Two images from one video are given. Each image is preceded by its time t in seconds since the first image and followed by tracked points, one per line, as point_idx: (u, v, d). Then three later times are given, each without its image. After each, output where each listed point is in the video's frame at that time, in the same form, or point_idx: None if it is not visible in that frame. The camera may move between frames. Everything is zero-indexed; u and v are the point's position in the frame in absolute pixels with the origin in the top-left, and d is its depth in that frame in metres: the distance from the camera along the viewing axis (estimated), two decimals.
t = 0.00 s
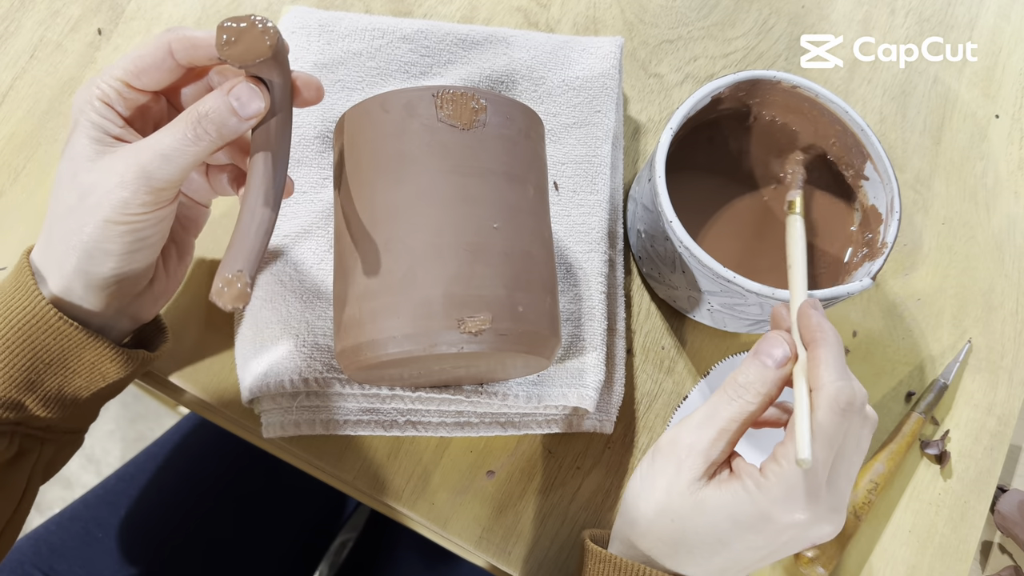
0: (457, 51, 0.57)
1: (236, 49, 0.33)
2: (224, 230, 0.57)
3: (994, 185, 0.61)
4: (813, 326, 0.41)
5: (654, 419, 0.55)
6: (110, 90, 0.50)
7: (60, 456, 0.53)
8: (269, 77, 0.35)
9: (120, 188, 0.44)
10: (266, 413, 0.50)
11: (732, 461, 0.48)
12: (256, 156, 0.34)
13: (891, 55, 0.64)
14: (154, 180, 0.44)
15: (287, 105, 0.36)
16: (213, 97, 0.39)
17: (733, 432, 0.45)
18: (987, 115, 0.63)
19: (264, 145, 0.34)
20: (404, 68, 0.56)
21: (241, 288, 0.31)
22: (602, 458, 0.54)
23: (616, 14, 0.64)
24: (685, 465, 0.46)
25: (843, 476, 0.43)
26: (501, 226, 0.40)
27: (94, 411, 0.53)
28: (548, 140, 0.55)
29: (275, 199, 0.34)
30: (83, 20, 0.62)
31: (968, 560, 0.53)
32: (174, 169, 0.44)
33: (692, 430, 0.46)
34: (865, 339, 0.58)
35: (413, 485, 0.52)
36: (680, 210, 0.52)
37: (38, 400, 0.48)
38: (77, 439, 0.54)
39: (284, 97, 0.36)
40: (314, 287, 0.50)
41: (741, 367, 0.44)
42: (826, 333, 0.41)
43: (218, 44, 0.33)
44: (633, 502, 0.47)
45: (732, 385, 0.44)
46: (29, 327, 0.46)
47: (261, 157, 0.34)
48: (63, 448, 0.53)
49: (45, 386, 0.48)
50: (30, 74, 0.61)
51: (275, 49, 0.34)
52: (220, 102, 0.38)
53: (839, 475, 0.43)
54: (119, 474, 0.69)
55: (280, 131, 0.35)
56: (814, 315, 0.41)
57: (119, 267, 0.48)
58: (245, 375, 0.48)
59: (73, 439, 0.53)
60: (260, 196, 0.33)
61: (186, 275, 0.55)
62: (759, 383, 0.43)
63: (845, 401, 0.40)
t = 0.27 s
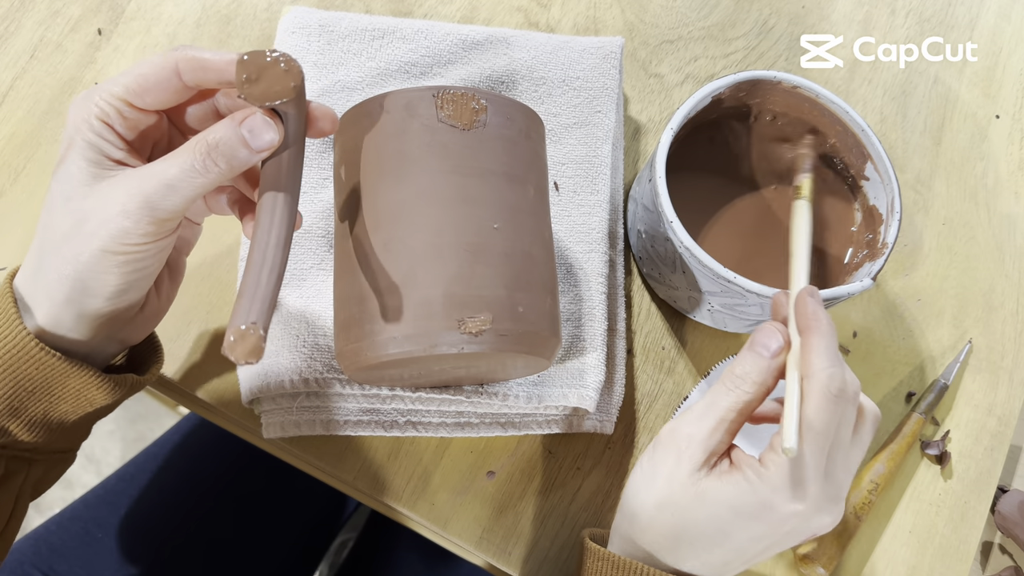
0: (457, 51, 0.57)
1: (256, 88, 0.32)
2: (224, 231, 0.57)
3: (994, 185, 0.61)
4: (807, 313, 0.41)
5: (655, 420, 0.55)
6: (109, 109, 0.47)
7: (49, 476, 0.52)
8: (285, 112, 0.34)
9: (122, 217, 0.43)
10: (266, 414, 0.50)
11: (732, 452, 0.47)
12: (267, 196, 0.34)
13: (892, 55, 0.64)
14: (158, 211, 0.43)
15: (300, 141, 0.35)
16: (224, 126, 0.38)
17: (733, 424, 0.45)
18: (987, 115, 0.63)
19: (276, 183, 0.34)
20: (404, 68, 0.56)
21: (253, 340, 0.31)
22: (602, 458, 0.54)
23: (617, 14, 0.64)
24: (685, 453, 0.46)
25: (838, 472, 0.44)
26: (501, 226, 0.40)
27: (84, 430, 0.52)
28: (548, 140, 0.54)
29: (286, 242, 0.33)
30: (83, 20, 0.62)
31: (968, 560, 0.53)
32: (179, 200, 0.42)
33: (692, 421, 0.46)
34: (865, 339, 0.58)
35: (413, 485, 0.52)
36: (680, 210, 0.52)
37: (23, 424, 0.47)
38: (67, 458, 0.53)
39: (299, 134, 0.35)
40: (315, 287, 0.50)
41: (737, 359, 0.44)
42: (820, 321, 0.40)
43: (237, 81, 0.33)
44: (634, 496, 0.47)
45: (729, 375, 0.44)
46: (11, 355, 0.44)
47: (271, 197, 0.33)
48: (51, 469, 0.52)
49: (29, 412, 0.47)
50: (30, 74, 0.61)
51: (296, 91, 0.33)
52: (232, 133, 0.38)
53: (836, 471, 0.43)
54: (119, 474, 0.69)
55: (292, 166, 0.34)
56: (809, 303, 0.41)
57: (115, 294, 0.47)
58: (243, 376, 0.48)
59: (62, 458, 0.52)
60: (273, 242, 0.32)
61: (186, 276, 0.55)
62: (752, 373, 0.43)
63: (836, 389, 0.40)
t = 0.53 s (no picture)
0: (457, 51, 0.57)
1: (265, 101, 0.33)
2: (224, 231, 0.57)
3: (994, 185, 0.61)
4: (816, 314, 0.40)
5: (655, 420, 0.55)
6: (109, 118, 0.46)
7: (44, 487, 0.52)
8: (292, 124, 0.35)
9: (121, 232, 0.42)
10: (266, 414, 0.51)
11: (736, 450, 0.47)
12: (271, 212, 0.34)
13: (892, 55, 0.64)
14: (157, 225, 0.42)
15: (307, 156, 0.36)
16: (228, 139, 0.38)
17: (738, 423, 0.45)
18: (987, 115, 0.63)
19: (280, 198, 0.34)
20: (404, 68, 0.56)
21: (256, 363, 0.31)
22: (602, 459, 0.54)
23: (617, 14, 0.64)
24: (689, 449, 0.45)
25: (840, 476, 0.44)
26: (501, 227, 0.40)
27: (79, 445, 0.51)
28: (548, 140, 0.54)
29: (291, 259, 0.33)
30: (83, 20, 0.62)
31: (968, 561, 0.53)
32: (180, 214, 0.41)
33: (698, 420, 0.45)
34: (865, 339, 0.58)
35: (413, 485, 0.52)
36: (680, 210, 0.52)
37: (15, 442, 0.46)
38: (63, 470, 0.52)
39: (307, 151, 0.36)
40: (316, 287, 0.50)
41: (745, 359, 0.44)
42: (829, 323, 0.40)
43: (247, 95, 0.34)
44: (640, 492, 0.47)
45: (736, 374, 0.44)
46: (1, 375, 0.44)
47: (276, 212, 0.34)
48: (46, 481, 0.51)
49: (21, 429, 0.46)
50: (30, 74, 0.61)
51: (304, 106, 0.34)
52: (235, 146, 0.37)
53: (839, 477, 0.44)
54: (119, 474, 0.69)
55: (297, 180, 0.35)
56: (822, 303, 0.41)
57: (112, 310, 0.46)
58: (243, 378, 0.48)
59: (57, 471, 0.52)
60: (276, 258, 0.33)
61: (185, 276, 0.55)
62: (759, 373, 0.43)
63: (839, 389, 0.40)
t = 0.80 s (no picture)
0: (457, 51, 0.57)
1: (286, 111, 0.34)
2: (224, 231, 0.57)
3: (994, 185, 0.61)
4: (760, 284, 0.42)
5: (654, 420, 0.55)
6: (120, 121, 0.45)
7: (50, 491, 0.52)
8: (309, 134, 0.35)
9: (133, 240, 0.41)
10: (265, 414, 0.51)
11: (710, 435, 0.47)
12: (286, 224, 0.33)
13: (891, 55, 0.64)
14: (169, 233, 0.41)
15: (323, 165, 0.36)
16: (244, 146, 0.37)
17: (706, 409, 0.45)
18: (987, 115, 0.63)
19: (296, 208, 0.33)
20: (404, 68, 0.56)
21: (271, 381, 0.29)
22: (602, 458, 0.54)
23: (616, 14, 0.64)
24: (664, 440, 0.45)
25: (818, 447, 0.43)
26: (501, 226, 0.40)
27: (84, 449, 0.51)
28: (548, 140, 0.54)
29: (305, 273, 0.32)
30: (83, 20, 0.62)
31: (968, 560, 0.53)
32: (192, 223, 0.41)
33: (665, 408, 0.45)
34: (864, 339, 0.58)
35: (412, 485, 0.52)
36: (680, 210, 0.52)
37: (20, 449, 0.47)
38: (68, 475, 0.52)
39: (324, 162, 0.36)
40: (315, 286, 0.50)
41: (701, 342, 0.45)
42: (774, 292, 0.41)
43: (267, 105, 0.34)
44: (621, 489, 0.47)
45: (694, 357, 0.45)
46: (2, 383, 0.44)
47: (292, 225, 0.33)
48: (51, 486, 0.52)
49: (25, 436, 0.46)
50: (30, 74, 0.61)
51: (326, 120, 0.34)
52: (252, 154, 0.37)
53: (817, 449, 0.43)
54: (119, 474, 0.69)
55: (313, 190, 0.34)
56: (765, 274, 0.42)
57: (119, 319, 0.45)
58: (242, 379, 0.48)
59: (62, 475, 0.52)
60: (292, 271, 0.32)
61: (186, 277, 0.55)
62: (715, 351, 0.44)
63: (794, 356, 0.40)
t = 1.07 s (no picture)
0: (457, 51, 0.57)
1: (323, 138, 0.33)
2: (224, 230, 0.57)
3: (994, 184, 0.61)
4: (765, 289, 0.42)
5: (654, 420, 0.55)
6: (149, 133, 0.45)
7: (61, 497, 0.52)
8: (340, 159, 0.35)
9: (159, 256, 0.41)
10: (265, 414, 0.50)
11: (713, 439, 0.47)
12: (314, 247, 0.34)
13: (892, 55, 0.64)
14: (196, 250, 0.42)
15: (353, 187, 0.36)
16: (276, 165, 0.37)
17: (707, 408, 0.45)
18: (987, 115, 0.63)
19: (323, 233, 0.34)
20: (403, 68, 0.56)
21: (299, 407, 0.30)
22: (602, 459, 0.54)
23: (616, 14, 0.64)
24: (666, 445, 0.45)
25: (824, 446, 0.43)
26: (501, 226, 0.40)
27: (96, 456, 0.51)
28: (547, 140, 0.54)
29: (332, 293, 0.33)
30: (82, 19, 0.62)
31: (968, 561, 0.53)
32: (220, 240, 0.41)
33: (668, 412, 0.45)
34: (865, 339, 0.58)
35: (413, 486, 0.52)
36: (679, 210, 0.52)
37: (33, 456, 0.46)
38: (81, 481, 0.52)
39: (354, 185, 0.36)
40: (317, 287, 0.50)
41: (705, 346, 0.45)
42: (778, 295, 0.42)
43: (305, 131, 0.33)
44: (623, 493, 0.46)
45: (698, 361, 0.45)
46: (19, 390, 0.44)
47: (319, 248, 0.34)
48: (63, 492, 0.51)
49: (39, 444, 0.46)
50: (30, 74, 0.61)
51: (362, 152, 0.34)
52: (284, 174, 0.37)
53: (822, 452, 0.43)
54: (119, 475, 0.69)
55: (341, 213, 0.35)
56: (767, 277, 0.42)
57: (141, 332, 0.45)
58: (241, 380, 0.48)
59: (74, 482, 0.51)
60: (319, 292, 0.33)
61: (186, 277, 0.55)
62: (720, 355, 0.44)
63: (799, 359, 0.41)
